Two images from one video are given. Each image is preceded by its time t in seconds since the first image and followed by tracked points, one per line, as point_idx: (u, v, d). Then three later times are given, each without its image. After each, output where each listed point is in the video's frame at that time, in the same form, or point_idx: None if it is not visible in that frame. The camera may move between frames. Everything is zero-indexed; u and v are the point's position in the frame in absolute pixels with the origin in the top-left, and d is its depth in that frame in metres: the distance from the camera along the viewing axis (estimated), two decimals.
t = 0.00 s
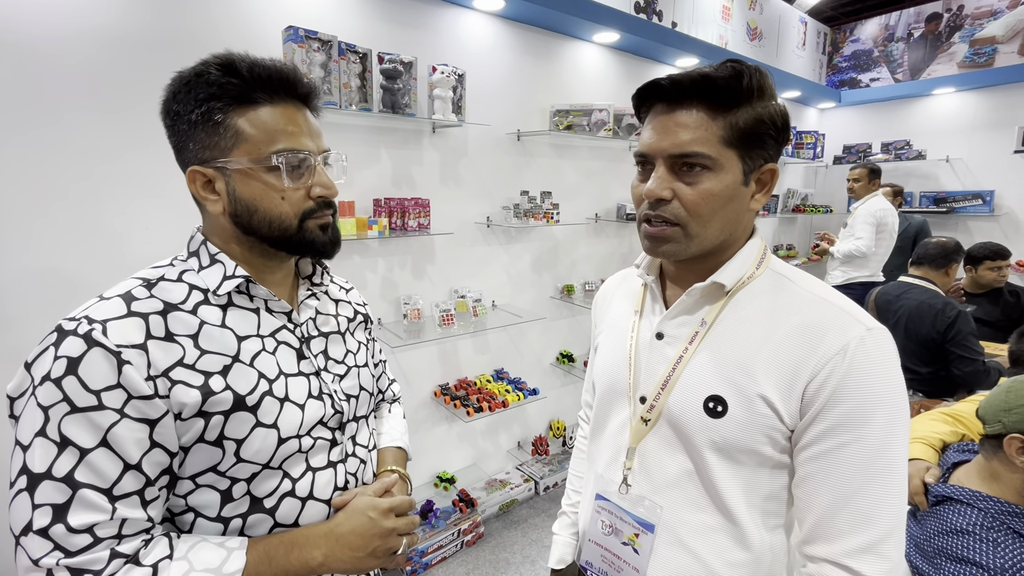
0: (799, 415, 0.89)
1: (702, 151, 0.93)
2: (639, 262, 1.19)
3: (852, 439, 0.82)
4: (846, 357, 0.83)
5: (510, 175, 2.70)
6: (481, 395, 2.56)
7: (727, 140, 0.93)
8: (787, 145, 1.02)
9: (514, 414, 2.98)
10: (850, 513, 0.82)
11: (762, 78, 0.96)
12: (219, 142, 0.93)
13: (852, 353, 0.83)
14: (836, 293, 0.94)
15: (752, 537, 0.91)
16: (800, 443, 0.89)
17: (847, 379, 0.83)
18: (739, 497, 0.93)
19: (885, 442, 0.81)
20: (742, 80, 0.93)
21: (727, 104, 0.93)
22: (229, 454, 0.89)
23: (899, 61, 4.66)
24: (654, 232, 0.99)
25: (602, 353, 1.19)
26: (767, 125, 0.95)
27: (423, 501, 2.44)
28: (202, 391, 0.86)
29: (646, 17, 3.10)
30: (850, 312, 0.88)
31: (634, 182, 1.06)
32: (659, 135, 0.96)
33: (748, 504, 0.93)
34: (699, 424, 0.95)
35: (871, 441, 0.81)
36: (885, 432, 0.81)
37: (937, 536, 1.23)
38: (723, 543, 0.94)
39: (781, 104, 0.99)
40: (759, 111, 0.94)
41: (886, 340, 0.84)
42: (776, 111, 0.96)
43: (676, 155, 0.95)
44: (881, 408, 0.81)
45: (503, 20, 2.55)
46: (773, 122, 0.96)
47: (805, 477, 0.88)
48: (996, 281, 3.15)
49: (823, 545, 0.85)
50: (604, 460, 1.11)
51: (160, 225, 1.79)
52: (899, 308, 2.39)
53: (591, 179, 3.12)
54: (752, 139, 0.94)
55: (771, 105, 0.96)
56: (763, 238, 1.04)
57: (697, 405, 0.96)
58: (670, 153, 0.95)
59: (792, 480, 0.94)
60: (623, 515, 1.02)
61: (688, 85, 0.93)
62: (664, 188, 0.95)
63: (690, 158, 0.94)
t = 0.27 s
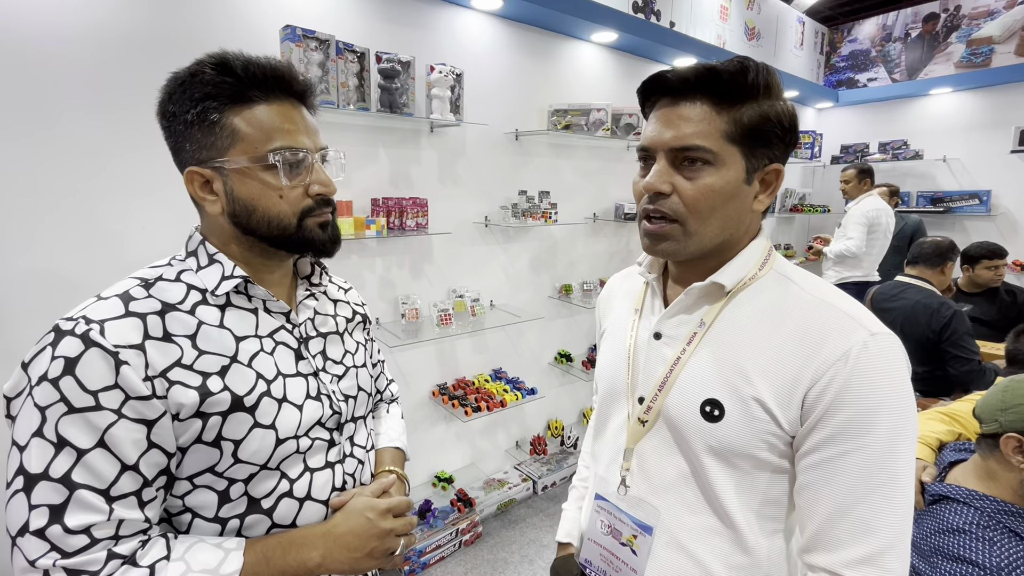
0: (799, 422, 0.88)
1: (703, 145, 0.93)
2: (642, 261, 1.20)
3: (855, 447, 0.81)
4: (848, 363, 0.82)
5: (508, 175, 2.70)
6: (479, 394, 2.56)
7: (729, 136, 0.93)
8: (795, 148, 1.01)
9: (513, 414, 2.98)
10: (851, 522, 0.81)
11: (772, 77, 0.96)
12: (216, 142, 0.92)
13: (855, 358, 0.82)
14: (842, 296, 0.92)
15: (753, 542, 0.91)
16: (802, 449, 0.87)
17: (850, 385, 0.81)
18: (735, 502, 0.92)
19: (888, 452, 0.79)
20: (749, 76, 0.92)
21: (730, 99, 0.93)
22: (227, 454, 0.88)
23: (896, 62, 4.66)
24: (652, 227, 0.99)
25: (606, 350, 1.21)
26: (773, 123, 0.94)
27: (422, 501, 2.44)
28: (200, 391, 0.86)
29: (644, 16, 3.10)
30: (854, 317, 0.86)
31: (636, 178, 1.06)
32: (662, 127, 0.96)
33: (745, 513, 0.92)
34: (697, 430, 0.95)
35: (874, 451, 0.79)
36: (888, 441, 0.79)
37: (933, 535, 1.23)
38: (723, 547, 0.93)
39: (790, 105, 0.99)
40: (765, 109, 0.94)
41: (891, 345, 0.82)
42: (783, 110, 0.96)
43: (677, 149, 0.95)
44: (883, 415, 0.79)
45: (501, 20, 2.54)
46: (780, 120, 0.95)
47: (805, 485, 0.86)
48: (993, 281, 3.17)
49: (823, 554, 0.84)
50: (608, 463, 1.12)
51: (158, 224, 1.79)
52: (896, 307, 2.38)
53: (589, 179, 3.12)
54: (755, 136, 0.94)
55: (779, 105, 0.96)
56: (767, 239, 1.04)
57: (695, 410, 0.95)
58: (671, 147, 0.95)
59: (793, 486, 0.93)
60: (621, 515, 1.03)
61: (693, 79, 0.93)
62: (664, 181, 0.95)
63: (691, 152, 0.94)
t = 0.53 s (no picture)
0: (794, 424, 0.87)
1: (703, 149, 0.92)
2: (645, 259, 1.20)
3: (852, 451, 0.80)
4: (845, 366, 0.81)
5: (506, 174, 2.69)
6: (477, 394, 2.55)
7: (729, 139, 0.92)
8: (796, 146, 1.00)
9: (511, 413, 2.98)
10: (849, 526, 0.81)
11: (771, 76, 0.95)
12: (211, 140, 0.92)
13: (852, 361, 0.81)
14: (842, 298, 0.92)
15: (749, 542, 0.91)
16: (799, 452, 0.87)
17: (847, 388, 0.81)
18: (729, 499, 0.92)
19: (887, 458, 0.78)
20: (748, 77, 0.92)
21: (729, 102, 0.92)
22: (224, 455, 0.88)
23: (893, 61, 4.67)
24: (653, 231, 0.99)
25: (608, 348, 1.22)
26: (773, 123, 0.93)
27: (420, 500, 2.43)
28: (196, 392, 0.85)
29: (642, 15, 3.10)
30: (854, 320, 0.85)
31: (636, 181, 1.06)
32: (660, 132, 0.96)
33: (739, 511, 0.92)
34: (689, 425, 0.95)
35: (871, 457, 0.79)
36: (886, 447, 0.78)
37: (930, 534, 1.22)
38: (718, 544, 0.94)
39: (790, 103, 0.98)
40: (765, 110, 0.93)
41: (890, 348, 0.82)
42: (784, 109, 0.95)
43: (676, 154, 0.95)
44: (883, 420, 0.79)
45: (499, 19, 2.54)
46: (780, 120, 0.94)
47: (802, 489, 0.87)
48: (988, 280, 3.19)
49: (823, 560, 0.84)
50: (606, 460, 1.13)
51: (154, 223, 1.78)
52: (894, 307, 2.39)
53: (587, 178, 3.12)
54: (756, 137, 0.93)
55: (779, 104, 0.95)
56: (772, 238, 1.03)
57: (690, 410, 0.95)
58: (671, 152, 0.95)
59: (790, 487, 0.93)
60: (618, 510, 1.02)
61: (691, 82, 0.92)
62: (663, 186, 0.95)
63: (690, 157, 0.94)
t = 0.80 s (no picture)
0: (792, 419, 0.87)
1: (703, 152, 0.92)
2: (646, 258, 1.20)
3: (847, 446, 0.80)
4: (842, 362, 0.81)
5: (503, 174, 2.69)
6: (474, 394, 2.55)
7: (729, 140, 0.92)
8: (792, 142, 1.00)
9: (508, 413, 2.97)
10: (844, 519, 0.80)
11: (765, 75, 0.95)
12: (206, 138, 0.91)
13: (848, 357, 0.81)
14: (841, 294, 0.92)
15: (745, 539, 0.90)
16: (797, 446, 0.86)
17: (843, 384, 0.80)
18: (725, 491, 0.92)
19: (881, 449, 0.78)
20: (743, 78, 0.92)
21: (727, 103, 0.92)
22: (220, 457, 0.87)
23: (890, 61, 4.69)
24: (656, 235, 0.99)
25: (608, 347, 1.20)
26: (770, 122, 0.93)
27: (417, 500, 2.43)
28: (191, 394, 0.84)
29: (639, 14, 3.09)
30: (850, 316, 0.85)
31: (636, 185, 1.06)
32: (659, 136, 0.96)
33: (732, 497, 0.92)
34: (689, 421, 0.94)
35: (866, 451, 0.79)
36: (882, 440, 0.78)
37: (927, 534, 1.22)
38: (713, 540, 0.93)
39: (785, 101, 0.98)
40: (761, 109, 0.93)
41: (888, 344, 0.81)
42: (779, 107, 0.95)
43: (677, 157, 0.94)
44: (879, 415, 0.78)
45: (497, 18, 2.53)
46: (777, 119, 0.94)
47: (799, 484, 0.85)
48: (983, 279, 3.20)
49: (814, 554, 0.83)
50: (608, 459, 1.11)
51: (148, 222, 1.77)
52: (894, 307, 2.39)
53: (585, 178, 3.11)
54: (754, 137, 0.93)
55: (774, 102, 0.95)
56: (771, 236, 1.03)
57: (689, 404, 0.95)
58: (671, 155, 0.95)
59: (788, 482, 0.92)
60: (618, 505, 1.02)
61: (687, 85, 0.92)
62: (666, 189, 0.94)
63: (690, 159, 0.93)
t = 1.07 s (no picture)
0: (808, 418, 0.87)
1: (711, 147, 0.92)
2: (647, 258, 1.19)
3: (864, 443, 0.81)
4: (857, 360, 0.82)
5: (500, 173, 2.68)
6: (472, 393, 2.54)
7: (736, 136, 0.92)
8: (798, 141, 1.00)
9: (506, 413, 2.97)
10: (860, 517, 0.81)
11: (773, 73, 0.95)
12: (200, 136, 0.90)
13: (864, 356, 0.82)
14: (848, 293, 0.92)
15: (759, 537, 0.90)
16: (810, 445, 0.87)
17: (859, 382, 0.81)
18: (742, 495, 0.91)
19: (898, 448, 0.79)
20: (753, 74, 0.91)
21: (734, 99, 0.92)
22: (216, 459, 0.87)
23: (887, 61, 4.70)
24: (661, 230, 0.99)
25: (607, 348, 1.19)
26: (777, 120, 0.93)
27: (414, 500, 2.42)
28: (187, 395, 0.84)
29: (637, 13, 3.09)
30: (862, 314, 0.86)
31: (641, 180, 1.06)
32: (667, 131, 0.96)
33: (752, 503, 0.92)
34: (704, 423, 0.94)
35: (885, 447, 0.79)
36: (899, 436, 0.79)
37: (924, 533, 1.21)
38: (728, 541, 0.93)
39: (792, 99, 0.98)
40: (770, 106, 0.93)
41: (901, 342, 0.82)
42: (787, 105, 0.95)
43: (684, 152, 0.94)
44: (892, 412, 0.79)
45: (494, 16, 2.52)
46: (784, 116, 0.94)
47: (813, 480, 0.86)
48: (977, 279, 3.21)
49: (833, 549, 0.83)
50: (616, 458, 1.10)
51: (144, 222, 1.75)
52: (895, 306, 2.39)
53: (582, 177, 3.11)
54: (762, 135, 0.93)
55: (782, 100, 0.95)
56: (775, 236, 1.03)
57: (703, 405, 0.94)
58: (678, 150, 0.94)
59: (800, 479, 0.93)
60: (630, 511, 1.00)
61: (697, 80, 0.92)
62: (673, 185, 0.94)
63: (698, 155, 0.93)
